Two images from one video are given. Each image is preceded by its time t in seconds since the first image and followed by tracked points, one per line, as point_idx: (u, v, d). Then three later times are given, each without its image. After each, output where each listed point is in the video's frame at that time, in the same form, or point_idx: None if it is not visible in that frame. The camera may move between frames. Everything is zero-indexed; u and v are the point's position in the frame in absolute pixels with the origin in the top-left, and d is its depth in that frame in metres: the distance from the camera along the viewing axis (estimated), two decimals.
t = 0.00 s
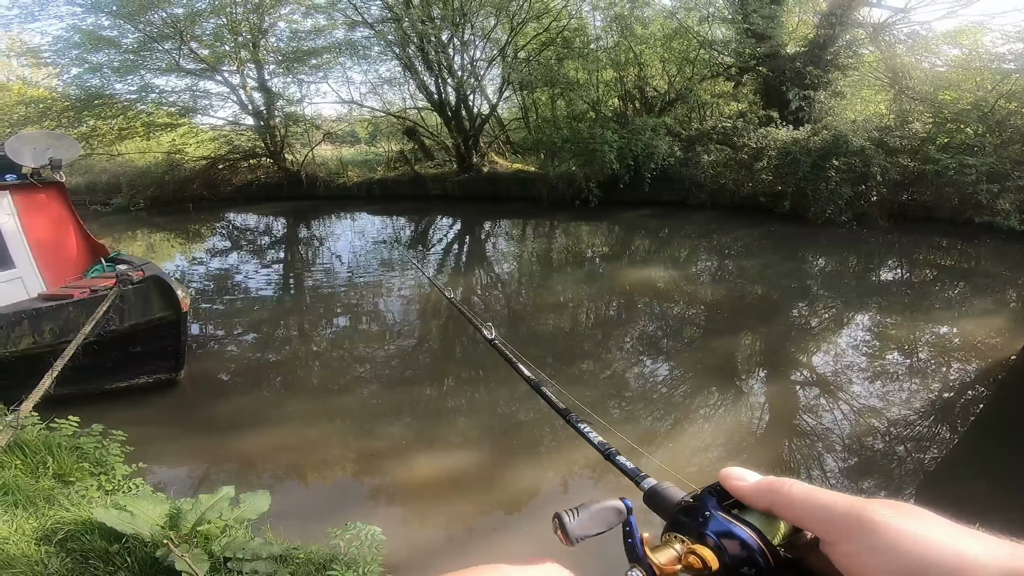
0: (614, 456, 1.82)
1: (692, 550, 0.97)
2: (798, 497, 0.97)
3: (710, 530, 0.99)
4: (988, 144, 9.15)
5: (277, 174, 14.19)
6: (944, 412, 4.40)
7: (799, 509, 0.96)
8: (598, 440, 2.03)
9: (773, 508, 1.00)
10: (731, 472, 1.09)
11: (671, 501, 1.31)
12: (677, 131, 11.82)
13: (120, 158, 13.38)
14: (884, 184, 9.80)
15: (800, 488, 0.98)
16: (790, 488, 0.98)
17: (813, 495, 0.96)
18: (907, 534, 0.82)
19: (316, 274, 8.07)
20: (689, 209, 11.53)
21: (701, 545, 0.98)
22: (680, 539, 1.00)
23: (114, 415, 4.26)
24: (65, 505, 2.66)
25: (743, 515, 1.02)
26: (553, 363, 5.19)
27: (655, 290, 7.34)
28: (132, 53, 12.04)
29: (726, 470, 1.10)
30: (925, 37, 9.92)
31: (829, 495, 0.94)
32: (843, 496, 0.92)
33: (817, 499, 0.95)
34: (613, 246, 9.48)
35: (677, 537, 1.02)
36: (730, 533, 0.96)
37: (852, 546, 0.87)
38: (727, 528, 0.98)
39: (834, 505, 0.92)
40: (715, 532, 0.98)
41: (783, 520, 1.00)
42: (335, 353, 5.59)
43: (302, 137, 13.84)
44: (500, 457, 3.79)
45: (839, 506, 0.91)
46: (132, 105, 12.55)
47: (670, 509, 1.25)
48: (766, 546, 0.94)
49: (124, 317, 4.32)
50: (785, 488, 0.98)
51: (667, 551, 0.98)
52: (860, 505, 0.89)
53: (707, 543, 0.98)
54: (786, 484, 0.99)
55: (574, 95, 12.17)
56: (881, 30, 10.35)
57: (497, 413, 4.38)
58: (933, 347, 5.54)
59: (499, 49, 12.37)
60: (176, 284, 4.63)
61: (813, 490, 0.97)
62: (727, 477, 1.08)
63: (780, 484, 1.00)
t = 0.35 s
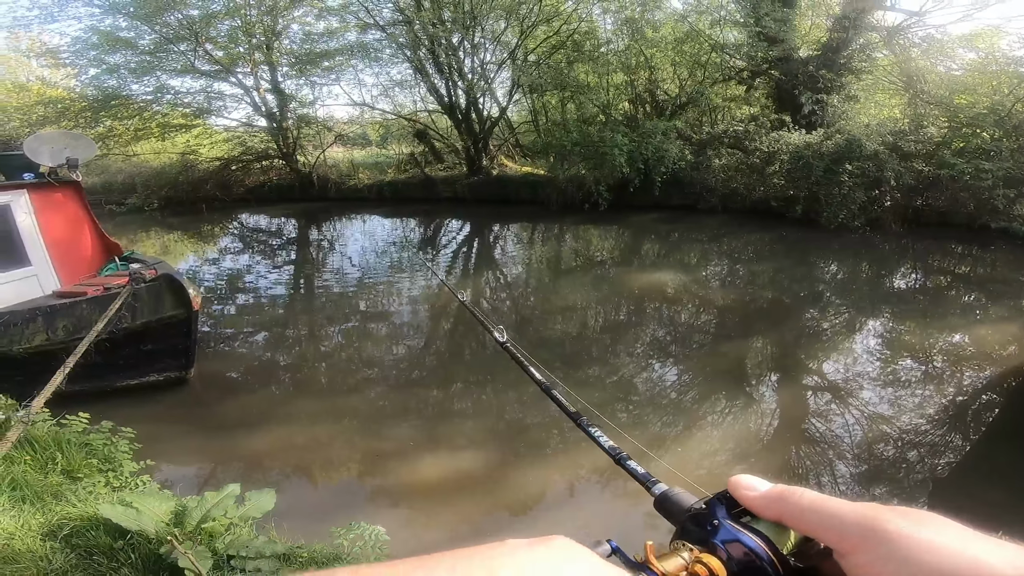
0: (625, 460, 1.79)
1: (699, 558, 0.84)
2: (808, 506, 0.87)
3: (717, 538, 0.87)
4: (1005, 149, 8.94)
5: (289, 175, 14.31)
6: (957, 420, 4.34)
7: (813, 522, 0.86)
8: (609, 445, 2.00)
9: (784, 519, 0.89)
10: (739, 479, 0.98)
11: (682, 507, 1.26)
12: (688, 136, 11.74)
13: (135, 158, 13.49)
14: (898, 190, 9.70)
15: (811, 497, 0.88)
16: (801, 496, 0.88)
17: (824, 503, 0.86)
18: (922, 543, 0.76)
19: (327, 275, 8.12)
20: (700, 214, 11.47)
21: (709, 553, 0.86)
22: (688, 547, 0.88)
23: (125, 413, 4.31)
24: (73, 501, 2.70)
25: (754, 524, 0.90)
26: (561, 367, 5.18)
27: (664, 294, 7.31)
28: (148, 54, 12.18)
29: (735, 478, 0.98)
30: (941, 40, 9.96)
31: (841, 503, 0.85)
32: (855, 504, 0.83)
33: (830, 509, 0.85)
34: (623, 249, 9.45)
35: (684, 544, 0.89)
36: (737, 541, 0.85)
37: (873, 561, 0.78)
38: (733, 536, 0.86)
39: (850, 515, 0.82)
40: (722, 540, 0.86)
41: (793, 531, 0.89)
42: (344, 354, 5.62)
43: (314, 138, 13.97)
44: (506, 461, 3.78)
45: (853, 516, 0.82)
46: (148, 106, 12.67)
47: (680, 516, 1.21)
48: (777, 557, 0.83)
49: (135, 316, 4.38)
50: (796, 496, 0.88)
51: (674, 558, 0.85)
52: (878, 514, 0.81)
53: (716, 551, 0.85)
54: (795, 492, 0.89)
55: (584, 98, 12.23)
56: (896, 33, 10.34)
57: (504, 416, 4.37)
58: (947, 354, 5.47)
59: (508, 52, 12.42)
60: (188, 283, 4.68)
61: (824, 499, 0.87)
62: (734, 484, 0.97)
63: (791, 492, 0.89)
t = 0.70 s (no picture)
0: (632, 458, 1.77)
1: (705, 557, 0.85)
2: (820, 505, 0.86)
3: (725, 537, 0.88)
4: (1009, 150, 8.87)
5: (291, 173, 14.33)
6: (958, 421, 4.33)
7: (823, 522, 0.85)
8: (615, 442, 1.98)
9: (794, 519, 0.88)
10: (748, 477, 0.96)
11: (688, 507, 1.25)
12: (690, 134, 11.74)
13: (138, 155, 13.50)
14: (900, 190, 9.67)
15: (823, 497, 0.86)
16: (812, 495, 0.87)
17: (837, 502, 0.84)
18: (944, 545, 0.73)
19: (329, 272, 8.13)
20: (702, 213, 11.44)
21: (716, 552, 0.86)
22: (694, 544, 0.88)
23: (127, 409, 4.31)
24: (73, 497, 2.71)
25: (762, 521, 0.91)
26: (562, 365, 5.17)
27: (666, 293, 7.30)
28: (152, 51, 12.22)
29: (744, 475, 0.97)
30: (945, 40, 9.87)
31: (854, 503, 0.83)
32: (869, 503, 0.82)
33: (841, 508, 0.84)
34: (625, 248, 9.44)
35: (691, 541, 0.90)
36: (745, 540, 0.85)
37: (887, 558, 0.76)
38: (742, 535, 0.86)
39: (861, 515, 0.81)
40: (730, 539, 0.87)
41: (804, 530, 0.88)
42: (346, 351, 5.63)
43: (316, 136, 13.98)
44: (506, 459, 3.78)
45: (864, 516, 0.80)
46: (151, 102, 12.70)
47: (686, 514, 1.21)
48: (784, 556, 0.83)
49: (138, 311, 4.39)
50: (806, 496, 0.87)
51: (680, 558, 0.85)
52: (891, 515, 0.79)
53: (723, 551, 0.86)
54: (808, 491, 0.88)
55: (586, 96, 12.23)
56: (900, 34, 10.27)
57: (505, 414, 4.37)
58: (949, 355, 5.45)
59: (511, 51, 12.38)
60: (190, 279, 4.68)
61: (837, 498, 0.85)
62: (743, 482, 0.95)
63: (802, 491, 0.88)
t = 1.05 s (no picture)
0: (631, 454, 1.76)
1: (702, 554, 0.84)
2: (817, 502, 0.85)
3: (723, 533, 0.88)
4: (1005, 149, 8.96)
5: (288, 169, 14.30)
6: (953, 419, 4.34)
7: (820, 518, 0.84)
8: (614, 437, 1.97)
9: (792, 516, 0.88)
10: (747, 473, 0.97)
11: (685, 503, 1.25)
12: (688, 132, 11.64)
13: (134, 152, 13.44)
14: (896, 188, 9.70)
15: (820, 494, 0.86)
16: (810, 492, 0.87)
17: (834, 500, 0.84)
18: (938, 543, 0.73)
19: (325, 269, 8.11)
20: (699, 210, 11.44)
21: (714, 549, 0.86)
22: (693, 541, 0.88)
23: (122, 406, 4.29)
24: (68, 495, 2.69)
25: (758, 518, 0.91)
26: (559, 362, 5.17)
27: (662, 290, 7.31)
28: (148, 48, 12.17)
29: (742, 470, 0.97)
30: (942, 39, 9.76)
31: (851, 499, 0.83)
32: (867, 501, 0.81)
33: (837, 504, 0.83)
34: (622, 245, 9.44)
35: (690, 538, 0.90)
36: (741, 536, 0.86)
37: (881, 555, 0.76)
38: (738, 531, 0.87)
39: (859, 511, 0.81)
40: (728, 536, 0.87)
41: (801, 527, 0.88)
42: (343, 348, 5.61)
43: (313, 133, 13.95)
44: (503, 456, 3.78)
45: (861, 512, 0.80)
46: (147, 99, 12.68)
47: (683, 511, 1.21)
48: (781, 552, 0.83)
49: (133, 308, 4.37)
50: (804, 492, 0.87)
51: (677, 554, 0.85)
52: (888, 513, 0.79)
53: (721, 548, 0.86)
54: (805, 487, 0.88)
55: (583, 94, 12.11)
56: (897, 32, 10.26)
57: (502, 412, 4.37)
58: (944, 353, 5.47)
59: (508, 49, 12.39)
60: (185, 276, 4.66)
61: (835, 495, 0.85)
62: (742, 478, 0.96)
63: (800, 487, 0.89)
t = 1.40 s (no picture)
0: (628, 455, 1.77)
1: (699, 553, 0.86)
2: (813, 502, 0.84)
3: (719, 533, 0.88)
4: (997, 145, 9.01)
5: (281, 166, 14.22)
6: (945, 414, 4.36)
7: (815, 519, 0.83)
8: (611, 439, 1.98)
9: (787, 515, 0.86)
10: (743, 472, 0.95)
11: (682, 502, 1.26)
12: (682, 128, 11.72)
13: (126, 149, 13.34)
14: (890, 184, 9.74)
15: (815, 494, 0.84)
16: (805, 492, 0.85)
17: (828, 499, 0.83)
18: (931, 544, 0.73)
19: (320, 266, 8.09)
20: (694, 207, 11.45)
21: (711, 548, 0.87)
22: (690, 541, 0.90)
23: (115, 405, 4.26)
24: (62, 493, 2.67)
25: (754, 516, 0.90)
26: (554, 358, 5.17)
27: (657, 286, 7.32)
28: (140, 45, 12.08)
29: (739, 471, 0.95)
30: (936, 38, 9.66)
31: (846, 500, 0.81)
32: (862, 501, 0.80)
33: (833, 505, 0.82)
34: (617, 242, 9.45)
35: (688, 537, 0.91)
36: (738, 535, 0.86)
37: (875, 554, 0.75)
38: (735, 530, 0.87)
39: (855, 513, 0.79)
40: (725, 536, 0.87)
41: (797, 527, 0.86)
42: (338, 345, 5.59)
43: (307, 130, 13.89)
44: (499, 452, 3.78)
45: (857, 513, 0.79)
46: (139, 96, 12.60)
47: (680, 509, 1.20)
48: (776, 550, 0.84)
49: (126, 306, 4.34)
50: (799, 493, 0.85)
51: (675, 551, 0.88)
52: (886, 514, 0.77)
53: (718, 547, 0.87)
54: (801, 487, 0.86)
55: (579, 90, 12.24)
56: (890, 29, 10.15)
57: (497, 408, 4.37)
58: (936, 348, 5.50)
59: (504, 45, 12.38)
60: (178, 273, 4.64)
61: (830, 495, 0.83)
62: (738, 478, 0.94)
63: (795, 487, 0.87)
